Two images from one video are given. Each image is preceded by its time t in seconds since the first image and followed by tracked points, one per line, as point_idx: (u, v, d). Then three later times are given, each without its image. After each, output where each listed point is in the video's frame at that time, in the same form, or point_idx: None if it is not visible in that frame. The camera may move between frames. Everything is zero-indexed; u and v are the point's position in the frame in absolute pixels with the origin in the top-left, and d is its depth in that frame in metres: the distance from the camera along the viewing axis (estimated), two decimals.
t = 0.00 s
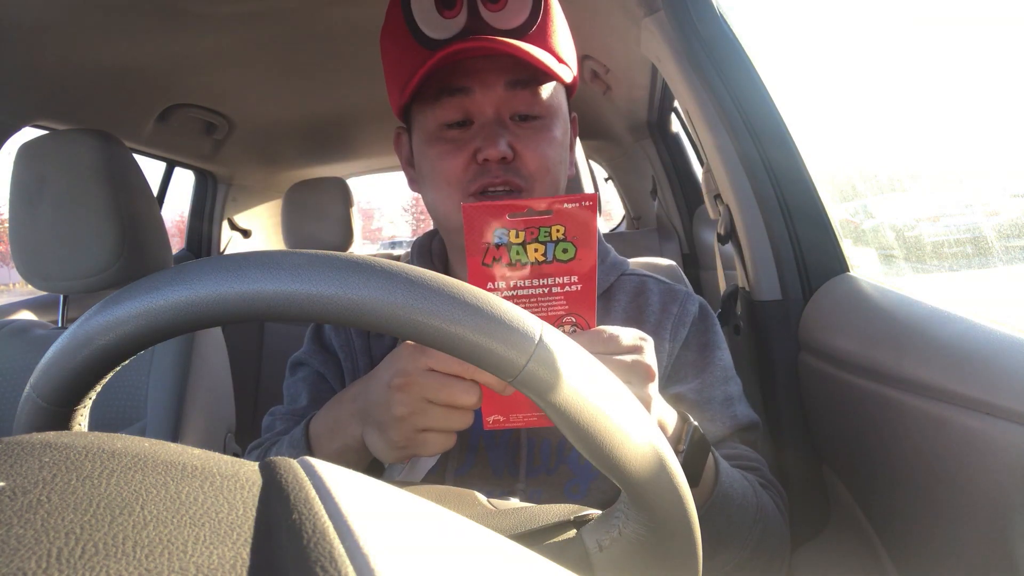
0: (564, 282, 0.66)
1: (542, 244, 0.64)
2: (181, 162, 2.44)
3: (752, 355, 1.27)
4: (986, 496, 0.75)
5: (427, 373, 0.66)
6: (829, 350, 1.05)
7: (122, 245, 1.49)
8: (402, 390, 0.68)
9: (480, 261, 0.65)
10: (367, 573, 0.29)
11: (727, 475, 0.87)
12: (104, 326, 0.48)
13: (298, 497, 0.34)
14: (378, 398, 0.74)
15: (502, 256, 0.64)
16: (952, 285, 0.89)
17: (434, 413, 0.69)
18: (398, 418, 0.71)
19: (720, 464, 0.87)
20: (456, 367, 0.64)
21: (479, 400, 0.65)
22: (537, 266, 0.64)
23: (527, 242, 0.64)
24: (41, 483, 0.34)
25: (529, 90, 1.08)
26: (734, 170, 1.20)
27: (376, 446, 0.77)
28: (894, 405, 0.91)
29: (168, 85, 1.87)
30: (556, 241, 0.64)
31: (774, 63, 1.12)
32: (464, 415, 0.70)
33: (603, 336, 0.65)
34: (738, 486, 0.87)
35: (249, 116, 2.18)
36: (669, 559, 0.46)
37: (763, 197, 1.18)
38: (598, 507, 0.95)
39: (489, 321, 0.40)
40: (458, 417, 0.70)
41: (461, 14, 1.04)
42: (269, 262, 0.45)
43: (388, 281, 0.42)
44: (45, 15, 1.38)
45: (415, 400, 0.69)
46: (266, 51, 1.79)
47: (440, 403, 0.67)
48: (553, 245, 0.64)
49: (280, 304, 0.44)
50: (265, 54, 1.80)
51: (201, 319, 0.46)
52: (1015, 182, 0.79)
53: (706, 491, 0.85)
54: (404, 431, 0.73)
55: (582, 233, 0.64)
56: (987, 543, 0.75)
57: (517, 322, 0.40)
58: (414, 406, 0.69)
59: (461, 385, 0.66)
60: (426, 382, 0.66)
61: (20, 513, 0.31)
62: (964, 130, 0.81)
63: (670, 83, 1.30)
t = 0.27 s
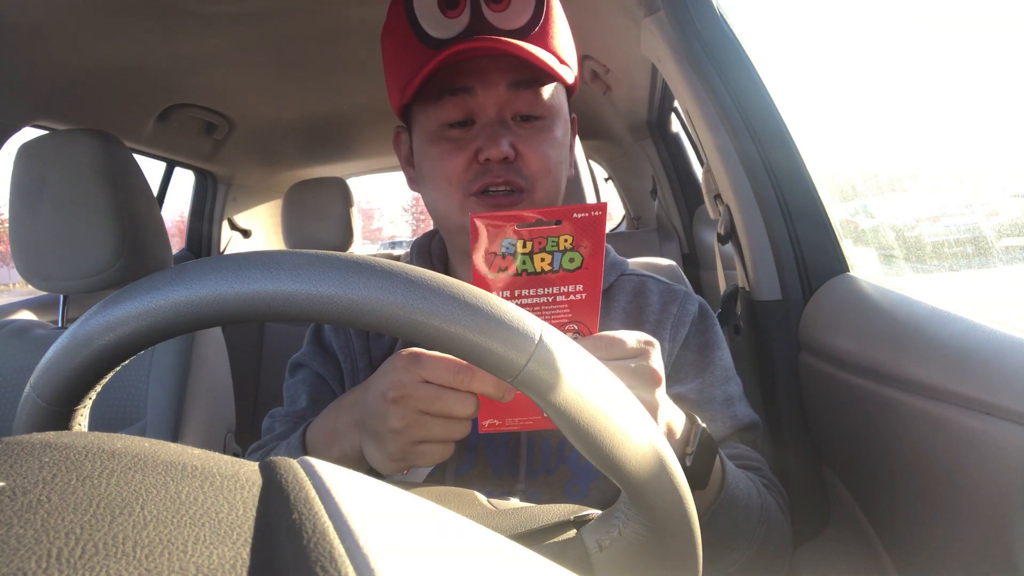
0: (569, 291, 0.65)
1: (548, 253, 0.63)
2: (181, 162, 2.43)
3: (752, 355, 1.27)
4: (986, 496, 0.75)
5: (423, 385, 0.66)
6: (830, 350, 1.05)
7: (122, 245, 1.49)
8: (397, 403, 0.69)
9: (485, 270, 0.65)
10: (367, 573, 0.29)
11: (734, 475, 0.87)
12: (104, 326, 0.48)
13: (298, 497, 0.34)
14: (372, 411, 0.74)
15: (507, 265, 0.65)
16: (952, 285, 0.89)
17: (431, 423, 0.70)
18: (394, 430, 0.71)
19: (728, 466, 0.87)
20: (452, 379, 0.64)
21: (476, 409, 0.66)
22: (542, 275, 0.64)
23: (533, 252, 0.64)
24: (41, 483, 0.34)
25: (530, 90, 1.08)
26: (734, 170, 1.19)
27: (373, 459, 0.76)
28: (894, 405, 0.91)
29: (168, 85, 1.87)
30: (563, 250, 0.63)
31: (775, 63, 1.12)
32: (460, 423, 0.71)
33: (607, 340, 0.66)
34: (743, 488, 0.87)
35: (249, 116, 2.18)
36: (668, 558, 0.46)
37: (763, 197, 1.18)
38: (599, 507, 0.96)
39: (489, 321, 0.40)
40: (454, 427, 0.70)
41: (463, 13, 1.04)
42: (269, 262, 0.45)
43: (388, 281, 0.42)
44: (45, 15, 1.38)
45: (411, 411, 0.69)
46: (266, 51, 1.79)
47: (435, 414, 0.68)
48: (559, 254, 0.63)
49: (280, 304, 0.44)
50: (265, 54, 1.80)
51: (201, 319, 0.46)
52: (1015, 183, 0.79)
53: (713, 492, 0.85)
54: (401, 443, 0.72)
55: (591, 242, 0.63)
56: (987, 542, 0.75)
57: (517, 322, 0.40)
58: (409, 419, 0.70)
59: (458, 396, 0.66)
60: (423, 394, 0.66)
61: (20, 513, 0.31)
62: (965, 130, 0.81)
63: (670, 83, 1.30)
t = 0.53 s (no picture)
0: (563, 294, 0.65)
1: (541, 257, 0.64)
2: (181, 162, 2.43)
3: (752, 355, 1.27)
4: (986, 496, 0.75)
5: (418, 386, 0.66)
6: (830, 350, 1.05)
7: (122, 245, 1.49)
8: (393, 404, 0.69)
9: (477, 274, 0.65)
10: (367, 573, 0.29)
11: (741, 476, 0.87)
12: (104, 325, 0.48)
13: (298, 496, 0.34)
14: (369, 413, 0.74)
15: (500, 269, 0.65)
16: (952, 286, 0.89)
17: (427, 425, 0.69)
18: (390, 432, 0.71)
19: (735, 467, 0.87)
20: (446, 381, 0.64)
21: (473, 409, 0.66)
22: (536, 278, 0.65)
23: (526, 255, 0.64)
24: (41, 483, 0.34)
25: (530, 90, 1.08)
26: (734, 170, 1.19)
27: (371, 462, 0.75)
28: (894, 405, 0.91)
29: (167, 85, 1.87)
30: (556, 254, 0.63)
31: (775, 63, 1.12)
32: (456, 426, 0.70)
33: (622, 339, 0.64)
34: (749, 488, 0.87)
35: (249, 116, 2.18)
36: (669, 559, 0.46)
37: (763, 197, 1.18)
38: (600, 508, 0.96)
39: (489, 321, 0.40)
40: (451, 429, 0.70)
41: (465, 12, 1.04)
42: (269, 262, 0.45)
43: (388, 281, 0.42)
44: (45, 15, 1.38)
45: (407, 413, 0.69)
46: (266, 51, 1.79)
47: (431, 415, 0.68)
48: (553, 257, 0.64)
49: (280, 304, 0.44)
50: (265, 54, 1.80)
51: (201, 319, 0.46)
52: (1015, 183, 0.79)
53: (720, 492, 0.85)
54: (397, 446, 0.72)
55: (583, 245, 0.64)
56: (988, 543, 0.75)
57: (517, 322, 0.41)
58: (406, 420, 0.70)
59: (453, 397, 0.66)
60: (417, 395, 0.66)
61: (20, 513, 0.31)
62: (964, 131, 0.81)
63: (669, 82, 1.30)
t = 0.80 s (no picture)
0: (558, 291, 0.65)
1: (536, 253, 0.64)
2: (181, 162, 2.44)
3: (752, 355, 1.27)
4: (985, 496, 0.75)
5: (413, 384, 0.66)
6: (830, 349, 1.05)
7: (122, 245, 1.49)
8: (388, 403, 0.69)
9: (472, 270, 0.65)
10: (367, 573, 0.29)
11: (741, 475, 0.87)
12: (104, 326, 0.48)
13: (298, 496, 0.34)
14: (365, 412, 0.74)
15: (494, 265, 0.64)
16: (952, 285, 0.89)
17: (423, 423, 0.69)
18: (387, 432, 0.71)
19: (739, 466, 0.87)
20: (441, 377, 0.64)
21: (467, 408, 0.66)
22: (531, 275, 0.64)
23: (521, 251, 0.64)
24: (41, 483, 0.34)
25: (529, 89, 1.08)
26: (734, 170, 1.19)
27: (367, 461, 0.75)
28: (893, 404, 0.91)
29: (167, 85, 1.87)
30: (551, 250, 0.64)
31: (775, 63, 1.12)
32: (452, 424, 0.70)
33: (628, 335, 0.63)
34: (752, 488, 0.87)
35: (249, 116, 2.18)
36: (669, 559, 0.46)
37: (763, 196, 1.18)
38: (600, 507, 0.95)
39: (489, 321, 0.40)
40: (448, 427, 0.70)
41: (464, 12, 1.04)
42: (269, 262, 0.45)
43: (388, 281, 0.42)
44: (45, 15, 1.38)
45: (402, 411, 0.69)
46: (266, 51, 1.79)
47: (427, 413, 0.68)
48: (547, 254, 0.64)
49: (280, 304, 0.44)
50: (265, 53, 1.80)
51: (201, 319, 0.46)
52: (1015, 183, 0.79)
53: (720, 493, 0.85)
54: (394, 445, 0.72)
55: (578, 241, 0.64)
56: (988, 543, 0.75)
57: (517, 322, 0.40)
58: (401, 419, 0.69)
59: (448, 395, 0.66)
60: (412, 393, 0.66)
61: (20, 513, 0.31)
62: (965, 131, 0.81)
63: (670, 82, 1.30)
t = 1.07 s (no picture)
0: (557, 293, 0.65)
1: (535, 255, 0.64)
2: (181, 162, 2.43)
3: (752, 355, 1.27)
4: (985, 496, 0.75)
5: (412, 386, 0.66)
6: (830, 349, 1.05)
7: (122, 245, 1.49)
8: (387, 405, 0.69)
9: (471, 271, 0.64)
10: (367, 573, 0.29)
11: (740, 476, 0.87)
12: (104, 326, 0.48)
13: (298, 496, 0.34)
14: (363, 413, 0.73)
15: (493, 267, 0.64)
16: (953, 286, 0.89)
17: (422, 424, 0.69)
18: (385, 433, 0.71)
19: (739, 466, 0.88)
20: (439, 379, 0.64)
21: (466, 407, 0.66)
22: (532, 278, 0.64)
23: (520, 253, 0.64)
24: (41, 483, 0.34)
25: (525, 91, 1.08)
26: (734, 171, 1.19)
27: (365, 462, 0.75)
28: (894, 404, 0.91)
29: (167, 85, 1.87)
30: (550, 253, 0.64)
31: (775, 63, 1.12)
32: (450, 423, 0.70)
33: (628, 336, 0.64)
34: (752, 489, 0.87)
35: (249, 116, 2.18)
36: (669, 559, 0.46)
37: (763, 195, 1.18)
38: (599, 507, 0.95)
39: (489, 321, 0.40)
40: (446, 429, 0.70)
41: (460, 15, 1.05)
42: (269, 262, 0.45)
43: (388, 281, 0.42)
44: (45, 15, 1.38)
45: (401, 413, 0.69)
46: (266, 51, 1.79)
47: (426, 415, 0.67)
48: (546, 256, 0.64)
49: (280, 304, 0.44)
50: (265, 53, 1.80)
51: (201, 319, 0.46)
52: (1015, 183, 0.79)
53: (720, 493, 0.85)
54: (392, 446, 0.72)
55: (577, 244, 0.64)
56: (989, 543, 0.75)
57: (517, 321, 0.40)
58: (400, 420, 0.69)
59: (447, 395, 0.66)
60: (412, 395, 0.66)
61: (20, 513, 0.31)
62: (965, 131, 0.81)
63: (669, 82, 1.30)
